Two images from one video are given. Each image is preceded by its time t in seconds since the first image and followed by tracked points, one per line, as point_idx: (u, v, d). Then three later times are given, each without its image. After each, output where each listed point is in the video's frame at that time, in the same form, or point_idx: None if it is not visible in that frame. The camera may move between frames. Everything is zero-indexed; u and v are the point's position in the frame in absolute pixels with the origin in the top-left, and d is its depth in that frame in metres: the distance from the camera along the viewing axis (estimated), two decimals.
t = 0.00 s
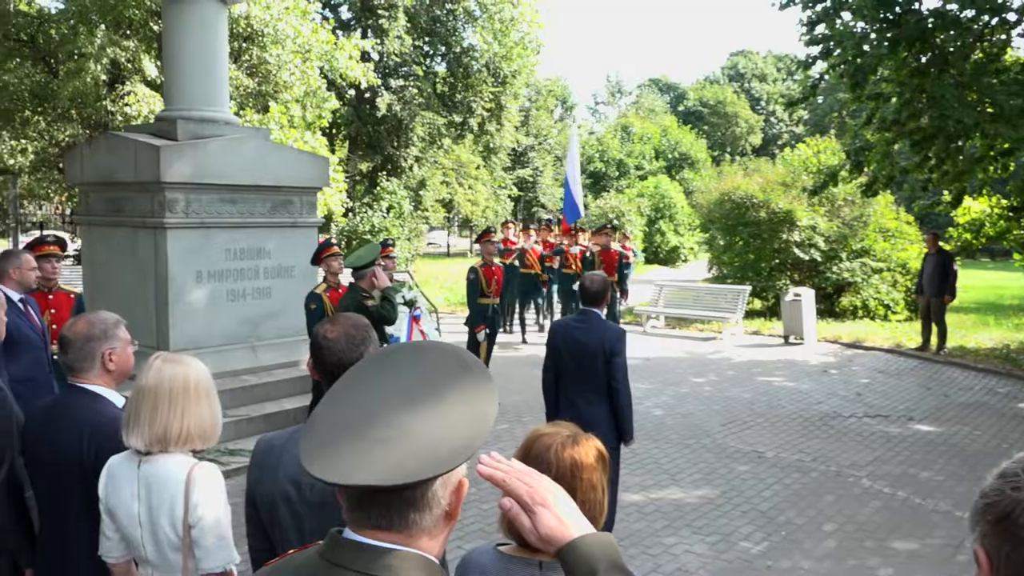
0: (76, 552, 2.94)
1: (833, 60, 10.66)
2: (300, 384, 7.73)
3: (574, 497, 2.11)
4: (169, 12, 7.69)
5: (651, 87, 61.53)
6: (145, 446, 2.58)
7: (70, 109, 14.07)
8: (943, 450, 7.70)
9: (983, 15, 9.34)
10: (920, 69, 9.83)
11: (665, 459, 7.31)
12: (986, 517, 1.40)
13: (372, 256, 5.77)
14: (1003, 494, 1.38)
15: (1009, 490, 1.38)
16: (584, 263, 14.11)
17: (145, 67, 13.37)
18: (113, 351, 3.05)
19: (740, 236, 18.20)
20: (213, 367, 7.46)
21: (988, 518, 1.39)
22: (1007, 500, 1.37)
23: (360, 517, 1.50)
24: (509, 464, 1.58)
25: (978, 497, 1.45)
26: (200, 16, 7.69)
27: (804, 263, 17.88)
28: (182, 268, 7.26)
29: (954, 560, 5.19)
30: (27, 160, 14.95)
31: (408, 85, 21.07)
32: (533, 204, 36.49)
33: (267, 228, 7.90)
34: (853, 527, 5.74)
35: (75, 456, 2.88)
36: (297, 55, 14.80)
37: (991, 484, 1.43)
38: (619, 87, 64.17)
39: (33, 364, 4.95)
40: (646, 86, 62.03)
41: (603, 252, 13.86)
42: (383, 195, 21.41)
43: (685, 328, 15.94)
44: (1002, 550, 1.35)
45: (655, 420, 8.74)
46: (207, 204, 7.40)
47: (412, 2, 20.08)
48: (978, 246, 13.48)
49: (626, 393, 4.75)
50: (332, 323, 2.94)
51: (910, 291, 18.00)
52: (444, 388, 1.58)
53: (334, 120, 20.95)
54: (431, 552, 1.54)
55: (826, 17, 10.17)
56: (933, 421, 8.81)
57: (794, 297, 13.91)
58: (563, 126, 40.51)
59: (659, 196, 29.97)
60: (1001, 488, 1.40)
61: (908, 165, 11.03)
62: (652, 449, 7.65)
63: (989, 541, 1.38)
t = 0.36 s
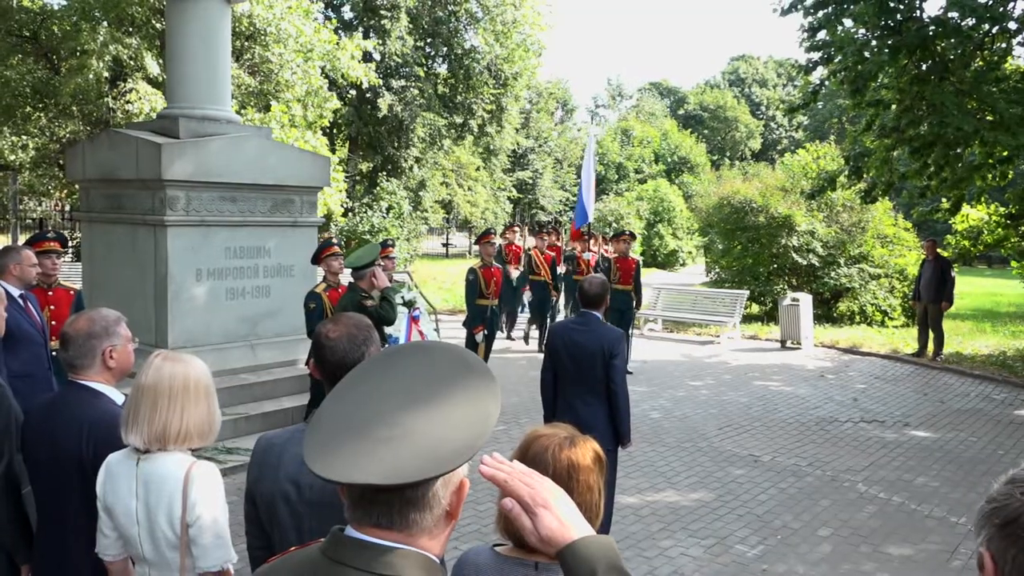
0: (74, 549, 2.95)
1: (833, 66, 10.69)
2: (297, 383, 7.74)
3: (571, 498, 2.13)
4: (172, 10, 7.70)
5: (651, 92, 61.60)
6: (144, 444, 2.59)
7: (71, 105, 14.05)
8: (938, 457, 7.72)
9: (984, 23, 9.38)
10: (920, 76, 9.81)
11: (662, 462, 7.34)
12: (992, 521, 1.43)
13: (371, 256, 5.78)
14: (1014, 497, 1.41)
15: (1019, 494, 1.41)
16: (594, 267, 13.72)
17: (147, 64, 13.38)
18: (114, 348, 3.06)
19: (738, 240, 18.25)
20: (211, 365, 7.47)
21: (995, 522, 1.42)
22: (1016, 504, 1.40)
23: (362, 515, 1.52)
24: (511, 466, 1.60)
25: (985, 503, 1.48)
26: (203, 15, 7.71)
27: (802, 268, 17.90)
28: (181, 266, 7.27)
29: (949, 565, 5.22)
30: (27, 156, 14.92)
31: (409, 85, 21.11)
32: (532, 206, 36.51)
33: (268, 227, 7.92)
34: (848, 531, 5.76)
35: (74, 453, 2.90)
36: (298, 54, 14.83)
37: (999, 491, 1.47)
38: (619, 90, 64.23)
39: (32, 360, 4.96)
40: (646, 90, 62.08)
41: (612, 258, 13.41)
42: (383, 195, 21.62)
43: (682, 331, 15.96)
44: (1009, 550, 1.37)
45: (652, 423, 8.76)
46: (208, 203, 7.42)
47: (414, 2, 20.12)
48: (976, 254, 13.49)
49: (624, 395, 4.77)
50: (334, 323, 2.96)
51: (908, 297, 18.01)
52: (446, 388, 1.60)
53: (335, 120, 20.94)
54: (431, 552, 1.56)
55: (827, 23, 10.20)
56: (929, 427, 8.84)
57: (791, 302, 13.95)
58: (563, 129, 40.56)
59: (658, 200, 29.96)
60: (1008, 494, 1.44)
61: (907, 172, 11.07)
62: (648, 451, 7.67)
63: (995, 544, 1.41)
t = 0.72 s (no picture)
0: (63, 549, 2.93)
1: (827, 71, 10.72)
2: (289, 383, 7.72)
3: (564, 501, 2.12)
4: (166, 8, 7.67)
5: (645, 94, 61.68)
6: (135, 444, 2.58)
7: (64, 103, 13.99)
8: (929, 461, 7.75)
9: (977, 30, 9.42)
10: (913, 82, 9.82)
11: (653, 464, 7.34)
12: (984, 524, 1.43)
13: (362, 256, 5.77)
14: (1005, 502, 1.41)
15: (1010, 499, 1.41)
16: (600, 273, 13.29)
17: (140, 62, 13.34)
18: (105, 347, 3.04)
19: (731, 243, 18.33)
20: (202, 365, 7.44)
21: (986, 526, 1.42)
22: (1008, 507, 1.40)
23: (353, 516, 1.51)
24: (504, 467, 1.60)
25: (978, 506, 1.48)
26: (197, 13, 7.68)
27: (794, 272, 17.96)
28: (174, 265, 7.24)
29: (938, 569, 5.23)
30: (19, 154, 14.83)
31: (403, 86, 20.96)
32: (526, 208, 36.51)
33: (260, 227, 7.90)
34: (839, 535, 5.77)
35: (64, 452, 2.88)
36: (293, 54, 14.80)
37: (991, 494, 1.47)
38: (614, 93, 64.32)
39: (22, 358, 4.93)
40: (640, 93, 62.17)
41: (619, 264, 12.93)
42: (376, 196, 21.63)
43: (675, 334, 15.97)
44: (1000, 555, 1.37)
45: (644, 426, 8.77)
46: (201, 202, 7.39)
47: (409, 4, 20.10)
48: (967, 259, 13.52)
49: (616, 398, 4.77)
50: (327, 323, 2.95)
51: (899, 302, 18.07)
52: (440, 390, 1.59)
53: (329, 120, 20.91)
54: (423, 553, 1.55)
55: (821, 28, 10.24)
56: (919, 432, 8.86)
57: (783, 306, 14.01)
58: (558, 131, 40.59)
59: (652, 203, 29.97)
60: (1001, 497, 1.43)
61: (900, 177, 11.11)
62: (640, 454, 7.67)
63: (986, 549, 1.41)
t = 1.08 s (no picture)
0: (57, 550, 2.92)
1: (823, 73, 10.74)
2: (285, 383, 7.71)
3: (568, 507, 2.10)
4: (163, 7, 7.66)
5: (643, 96, 61.72)
6: (129, 444, 2.57)
7: (60, 102, 13.95)
8: (924, 463, 7.76)
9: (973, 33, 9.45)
10: (909, 85, 9.86)
11: (649, 466, 7.34)
12: (982, 528, 1.42)
13: (359, 256, 5.77)
14: (1004, 505, 1.41)
15: (1009, 502, 1.41)
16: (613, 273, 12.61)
17: (137, 61, 13.30)
18: (100, 346, 3.04)
19: (728, 245, 18.37)
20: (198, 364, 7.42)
21: (984, 529, 1.42)
22: (1006, 511, 1.39)
23: (348, 518, 1.51)
24: (500, 470, 1.59)
25: (976, 510, 1.48)
26: (195, 13, 7.67)
27: (791, 274, 17.98)
28: (170, 265, 7.22)
29: (934, 571, 5.24)
30: (15, 153, 14.81)
31: (400, 87, 20.96)
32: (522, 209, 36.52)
33: (257, 227, 7.88)
34: (835, 537, 5.77)
35: (58, 451, 2.87)
36: (290, 54, 14.79)
37: (989, 497, 1.46)
38: (611, 95, 64.35)
39: (17, 358, 4.92)
40: (638, 94, 62.20)
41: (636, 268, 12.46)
42: (373, 196, 21.56)
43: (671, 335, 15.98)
44: (997, 559, 1.37)
45: (640, 427, 8.77)
46: (197, 201, 7.38)
47: (406, 4, 20.11)
48: (963, 262, 13.57)
49: (613, 399, 4.77)
50: (324, 324, 2.94)
51: (895, 304, 18.10)
52: (437, 391, 1.59)
53: (326, 120, 20.91)
54: (419, 555, 1.55)
55: (818, 30, 10.27)
56: (915, 434, 8.88)
57: (780, 308, 14.03)
58: (555, 132, 40.62)
59: (648, 204, 29.97)
60: (1000, 499, 1.43)
61: (896, 180, 11.14)
62: (636, 455, 7.67)
63: (984, 552, 1.41)
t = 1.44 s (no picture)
0: (54, 553, 2.91)
1: (820, 74, 10.75)
2: (282, 386, 7.70)
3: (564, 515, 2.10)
4: (160, 9, 7.65)
5: (639, 97, 61.77)
6: (125, 448, 2.56)
7: (56, 104, 13.93)
8: (921, 464, 7.77)
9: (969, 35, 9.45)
10: (906, 86, 9.87)
11: (647, 467, 7.33)
12: (983, 532, 1.42)
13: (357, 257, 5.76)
14: (1005, 510, 1.41)
15: (1010, 506, 1.41)
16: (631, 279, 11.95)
17: (133, 63, 13.31)
18: (96, 349, 3.03)
19: (725, 246, 18.40)
20: (195, 367, 7.41)
21: (986, 534, 1.42)
22: (1007, 515, 1.39)
23: (345, 522, 1.51)
24: (499, 475, 1.58)
25: (977, 514, 1.48)
26: (192, 14, 7.66)
27: (788, 275, 18.00)
28: (166, 267, 7.21)
29: (932, 573, 5.24)
30: (11, 155, 14.78)
31: (397, 88, 21.09)
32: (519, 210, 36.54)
33: (253, 228, 7.87)
34: (832, 538, 5.77)
35: (55, 455, 2.86)
36: (287, 55, 14.77)
37: (990, 502, 1.46)
38: (608, 96, 64.37)
39: (13, 361, 4.90)
40: (635, 95, 62.24)
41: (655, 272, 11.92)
42: (370, 198, 21.52)
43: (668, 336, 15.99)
44: (1000, 564, 1.37)
45: (638, 429, 8.77)
46: (194, 204, 7.37)
47: (403, 6, 20.09)
48: (960, 262, 13.60)
49: (611, 400, 4.77)
50: (319, 327, 2.93)
51: (892, 305, 18.13)
52: (434, 396, 1.58)
53: (323, 122, 20.91)
54: (416, 560, 1.54)
55: (815, 32, 10.27)
56: (912, 435, 8.88)
57: (777, 309, 14.04)
58: (551, 133, 40.64)
59: (646, 205, 29.98)
60: (1000, 505, 1.43)
61: (892, 181, 11.16)
62: (634, 457, 7.67)
63: (984, 557, 1.41)
